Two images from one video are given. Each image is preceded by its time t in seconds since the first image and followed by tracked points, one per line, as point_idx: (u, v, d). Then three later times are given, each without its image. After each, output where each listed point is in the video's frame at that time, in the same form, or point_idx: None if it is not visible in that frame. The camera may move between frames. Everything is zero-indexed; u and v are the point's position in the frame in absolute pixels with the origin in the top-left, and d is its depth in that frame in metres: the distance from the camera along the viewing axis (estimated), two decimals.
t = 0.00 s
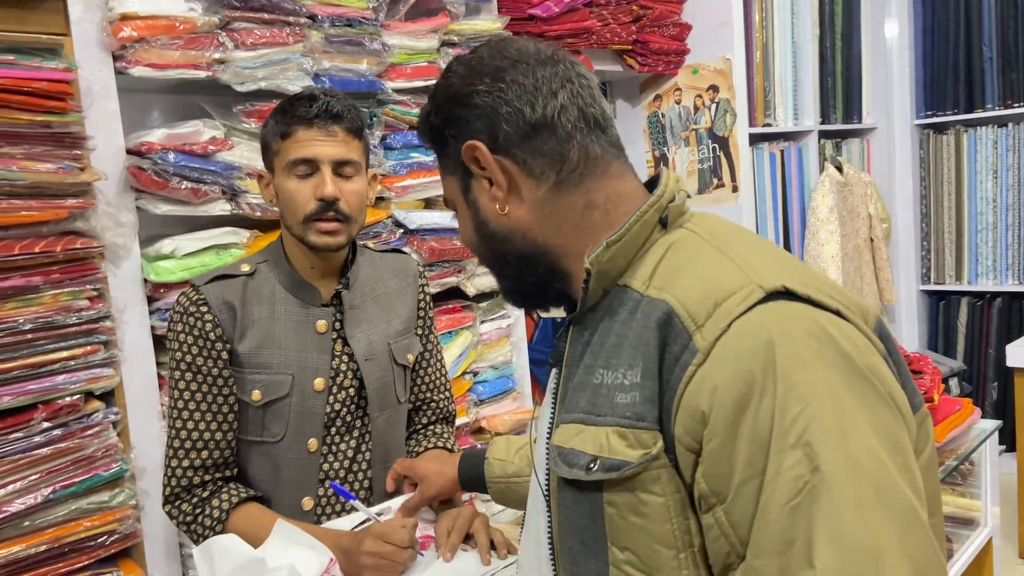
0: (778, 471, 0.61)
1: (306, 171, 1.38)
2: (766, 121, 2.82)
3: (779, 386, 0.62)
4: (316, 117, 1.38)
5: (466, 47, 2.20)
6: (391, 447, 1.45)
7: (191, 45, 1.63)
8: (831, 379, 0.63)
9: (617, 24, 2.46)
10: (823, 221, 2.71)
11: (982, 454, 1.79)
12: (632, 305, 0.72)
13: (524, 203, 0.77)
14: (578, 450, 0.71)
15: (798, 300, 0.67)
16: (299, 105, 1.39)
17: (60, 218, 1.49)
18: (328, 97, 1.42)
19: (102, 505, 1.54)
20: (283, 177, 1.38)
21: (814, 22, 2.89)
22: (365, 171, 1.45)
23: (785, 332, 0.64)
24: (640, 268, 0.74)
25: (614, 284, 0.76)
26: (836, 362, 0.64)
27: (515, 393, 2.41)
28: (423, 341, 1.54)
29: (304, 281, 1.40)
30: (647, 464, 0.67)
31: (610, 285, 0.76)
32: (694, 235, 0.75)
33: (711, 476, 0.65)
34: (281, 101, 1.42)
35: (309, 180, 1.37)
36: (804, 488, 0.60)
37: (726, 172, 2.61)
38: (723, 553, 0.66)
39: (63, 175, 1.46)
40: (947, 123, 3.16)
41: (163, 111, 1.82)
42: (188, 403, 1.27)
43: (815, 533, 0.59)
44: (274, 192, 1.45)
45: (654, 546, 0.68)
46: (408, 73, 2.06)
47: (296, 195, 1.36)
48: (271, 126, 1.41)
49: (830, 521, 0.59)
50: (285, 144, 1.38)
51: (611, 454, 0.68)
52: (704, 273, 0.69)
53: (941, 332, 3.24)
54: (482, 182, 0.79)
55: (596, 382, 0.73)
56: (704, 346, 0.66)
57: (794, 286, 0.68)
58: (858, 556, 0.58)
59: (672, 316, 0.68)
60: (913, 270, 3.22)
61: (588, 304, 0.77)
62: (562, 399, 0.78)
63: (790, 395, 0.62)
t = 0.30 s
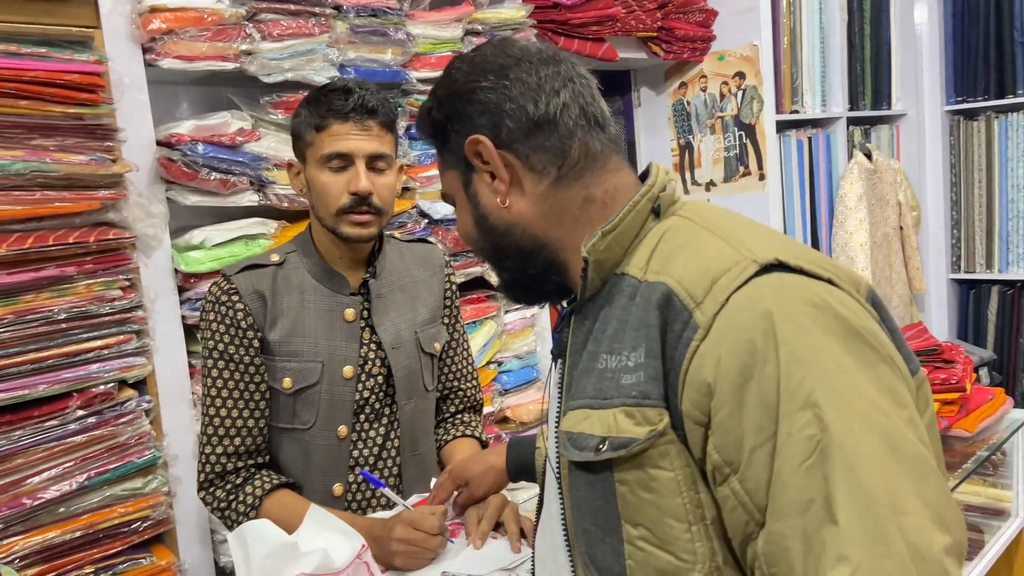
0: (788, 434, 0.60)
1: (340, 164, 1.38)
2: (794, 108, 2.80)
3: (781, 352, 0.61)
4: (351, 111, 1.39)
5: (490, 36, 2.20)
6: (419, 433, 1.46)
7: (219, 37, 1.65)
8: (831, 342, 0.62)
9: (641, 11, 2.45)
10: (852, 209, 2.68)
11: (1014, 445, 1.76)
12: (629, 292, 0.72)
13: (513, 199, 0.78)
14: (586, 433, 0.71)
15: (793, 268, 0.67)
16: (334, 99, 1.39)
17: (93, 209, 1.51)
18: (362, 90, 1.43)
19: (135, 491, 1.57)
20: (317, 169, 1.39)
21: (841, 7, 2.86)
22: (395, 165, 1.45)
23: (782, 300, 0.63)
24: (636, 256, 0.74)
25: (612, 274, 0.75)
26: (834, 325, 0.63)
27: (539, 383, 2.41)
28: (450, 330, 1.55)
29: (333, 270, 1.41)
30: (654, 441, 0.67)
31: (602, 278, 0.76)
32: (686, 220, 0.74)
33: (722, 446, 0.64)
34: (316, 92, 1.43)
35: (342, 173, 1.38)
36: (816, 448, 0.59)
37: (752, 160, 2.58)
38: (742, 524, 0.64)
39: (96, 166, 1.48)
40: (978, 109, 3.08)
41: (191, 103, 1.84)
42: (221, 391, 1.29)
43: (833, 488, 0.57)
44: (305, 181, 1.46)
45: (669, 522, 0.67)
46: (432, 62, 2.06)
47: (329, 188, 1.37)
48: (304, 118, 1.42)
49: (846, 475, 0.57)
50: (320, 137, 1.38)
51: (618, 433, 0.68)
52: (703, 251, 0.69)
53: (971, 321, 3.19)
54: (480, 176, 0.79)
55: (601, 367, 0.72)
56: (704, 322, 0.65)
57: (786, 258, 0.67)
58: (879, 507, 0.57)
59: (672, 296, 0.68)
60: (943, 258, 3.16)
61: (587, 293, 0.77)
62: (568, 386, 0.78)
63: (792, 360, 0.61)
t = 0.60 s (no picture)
0: (872, 423, 0.52)
1: (352, 163, 1.39)
2: (807, 99, 2.80)
3: (872, 340, 0.53)
4: (364, 111, 1.39)
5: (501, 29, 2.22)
6: (430, 427, 1.46)
7: (230, 32, 1.65)
8: (923, 337, 0.54)
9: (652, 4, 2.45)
10: (867, 201, 2.65)
11: None
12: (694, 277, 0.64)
13: (653, 117, 0.67)
14: (649, 414, 0.62)
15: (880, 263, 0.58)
16: (347, 99, 1.39)
17: (107, 204, 1.52)
18: (375, 89, 1.43)
19: (151, 484, 1.58)
20: (328, 167, 1.39)
21: None
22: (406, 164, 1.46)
23: (873, 290, 0.55)
24: (701, 239, 0.66)
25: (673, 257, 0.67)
26: (924, 318, 0.55)
27: (551, 376, 2.42)
28: (461, 324, 1.55)
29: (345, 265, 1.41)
30: (732, 425, 0.57)
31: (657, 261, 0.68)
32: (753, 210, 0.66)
33: (802, 432, 0.55)
34: (328, 89, 1.43)
35: (355, 172, 1.38)
36: (900, 439, 0.51)
37: (766, 152, 2.57)
38: (809, 512, 0.55)
39: (110, 162, 1.49)
40: (995, 99, 3.02)
41: (204, 99, 1.85)
42: (234, 385, 1.29)
43: (915, 486, 0.50)
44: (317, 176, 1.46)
45: (738, 509, 0.57)
46: (443, 57, 2.07)
47: (341, 187, 1.37)
48: (316, 116, 1.42)
49: (929, 471, 0.50)
50: (332, 136, 1.39)
51: (690, 413, 0.59)
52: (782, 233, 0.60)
53: (988, 315, 3.15)
54: (611, 81, 0.67)
55: (663, 349, 0.64)
56: (790, 305, 0.56)
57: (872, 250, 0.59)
58: (960, 509, 0.50)
59: (754, 279, 0.59)
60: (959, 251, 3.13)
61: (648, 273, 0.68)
62: (617, 366, 0.69)
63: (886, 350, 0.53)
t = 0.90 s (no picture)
0: None
1: (355, 161, 1.39)
2: (812, 95, 2.80)
3: None
4: (366, 108, 1.39)
5: (505, 26, 2.22)
6: (435, 423, 1.46)
7: (235, 29, 1.65)
8: None
9: None
10: (873, 196, 2.65)
11: None
12: (816, 284, 0.67)
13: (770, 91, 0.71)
14: (788, 431, 0.63)
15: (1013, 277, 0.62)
16: (349, 96, 1.39)
17: (112, 202, 1.53)
18: (378, 87, 1.43)
19: (157, 481, 1.59)
20: (331, 164, 1.40)
21: None
22: (409, 162, 1.46)
23: None
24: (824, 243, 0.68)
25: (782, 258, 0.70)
26: None
27: (556, 373, 2.42)
28: (465, 319, 1.55)
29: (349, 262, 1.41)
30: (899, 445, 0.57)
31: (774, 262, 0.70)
32: (858, 211, 0.70)
33: (968, 450, 0.56)
34: (330, 87, 1.43)
35: (358, 169, 1.39)
36: None
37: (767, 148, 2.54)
38: (963, 531, 0.58)
39: (116, 160, 1.50)
40: (1002, 94, 2.92)
41: (208, 96, 1.85)
42: (238, 383, 1.30)
43: None
44: (320, 173, 1.47)
45: (894, 530, 0.58)
46: (447, 53, 2.07)
47: (344, 183, 1.38)
48: (318, 113, 1.42)
49: None
50: (335, 133, 1.39)
51: (846, 432, 0.60)
52: (921, 242, 0.63)
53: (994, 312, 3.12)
54: (740, 45, 0.70)
55: (787, 356, 0.66)
56: (954, 319, 0.58)
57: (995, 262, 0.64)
58: None
59: (910, 289, 0.60)
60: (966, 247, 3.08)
61: (772, 268, 0.70)
62: (718, 373, 0.70)
63: None
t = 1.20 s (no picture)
0: None
1: (350, 162, 1.39)
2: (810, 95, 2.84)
3: None
4: (361, 109, 1.39)
5: (504, 26, 2.21)
6: (433, 422, 1.47)
7: (234, 30, 1.65)
8: None
9: None
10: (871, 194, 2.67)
11: None
12: (891, 300, 0.68)
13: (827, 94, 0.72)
14: (877, 453, 0.64)
15: None
16: (344, 97, 1.40)
17: (112, 202, 1.53)
18: (372, 88, 1.43)
19: (157, 480, 1.59)
20: (326, 166, 1.40)
21: None
22: (405, 162, 1.46)
23: None
24: (899, 255, 0.70)
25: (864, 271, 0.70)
26: None
27: (555, 372, 2.42)
28: (463, 318, 1.55)
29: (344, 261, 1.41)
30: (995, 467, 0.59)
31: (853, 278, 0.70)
32: (926, 223, 0.71)
33: None
34: (325, 88, 1.44)
35: (353, 170, 1.39)
36: None
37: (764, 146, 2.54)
38: None
39: (115, 160, 1.50)
40: (1001, 92, 2.93)
41: (207, 96, 1.85)
42: (236, 384, 1.30)
43: None
44: (315, 173, 1.47)
45: (985, 550, 0.61)
46: (446, 53, 2.07)
47: (339, 184, 1.38)
48: (313, 114, 1.43)
49: None
50: (330, 134, 1.39)
51: (939, 455, 0.61)
52: (997, 258, 0.65)
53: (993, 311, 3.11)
54: (802, 50, 0.72)
55: (867, 375, 0.67)
56: None
57: None
58: None
59: (997, 309, 0.62)
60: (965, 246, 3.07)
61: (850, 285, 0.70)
62: (790, 391, 0.71)
63: None
